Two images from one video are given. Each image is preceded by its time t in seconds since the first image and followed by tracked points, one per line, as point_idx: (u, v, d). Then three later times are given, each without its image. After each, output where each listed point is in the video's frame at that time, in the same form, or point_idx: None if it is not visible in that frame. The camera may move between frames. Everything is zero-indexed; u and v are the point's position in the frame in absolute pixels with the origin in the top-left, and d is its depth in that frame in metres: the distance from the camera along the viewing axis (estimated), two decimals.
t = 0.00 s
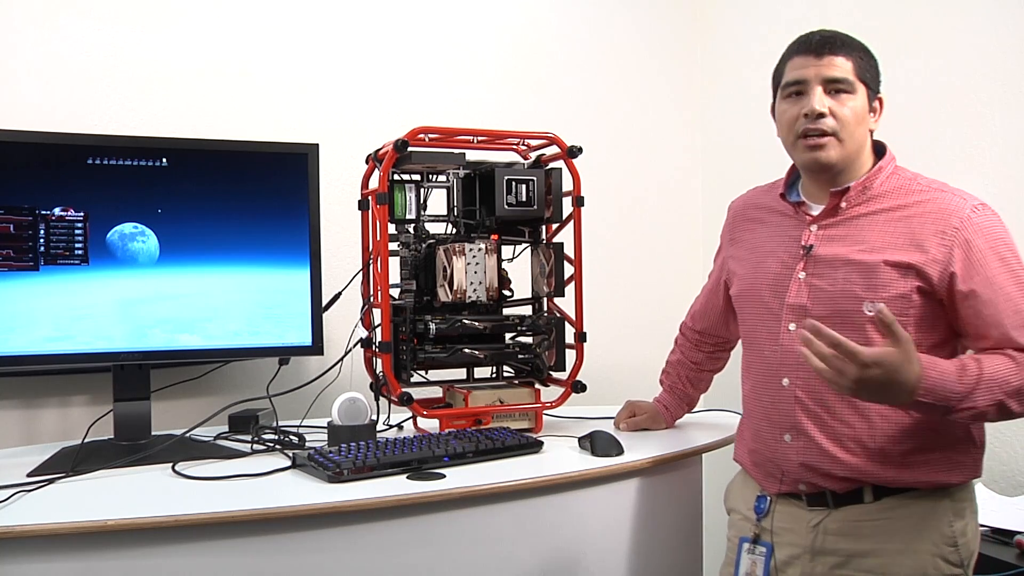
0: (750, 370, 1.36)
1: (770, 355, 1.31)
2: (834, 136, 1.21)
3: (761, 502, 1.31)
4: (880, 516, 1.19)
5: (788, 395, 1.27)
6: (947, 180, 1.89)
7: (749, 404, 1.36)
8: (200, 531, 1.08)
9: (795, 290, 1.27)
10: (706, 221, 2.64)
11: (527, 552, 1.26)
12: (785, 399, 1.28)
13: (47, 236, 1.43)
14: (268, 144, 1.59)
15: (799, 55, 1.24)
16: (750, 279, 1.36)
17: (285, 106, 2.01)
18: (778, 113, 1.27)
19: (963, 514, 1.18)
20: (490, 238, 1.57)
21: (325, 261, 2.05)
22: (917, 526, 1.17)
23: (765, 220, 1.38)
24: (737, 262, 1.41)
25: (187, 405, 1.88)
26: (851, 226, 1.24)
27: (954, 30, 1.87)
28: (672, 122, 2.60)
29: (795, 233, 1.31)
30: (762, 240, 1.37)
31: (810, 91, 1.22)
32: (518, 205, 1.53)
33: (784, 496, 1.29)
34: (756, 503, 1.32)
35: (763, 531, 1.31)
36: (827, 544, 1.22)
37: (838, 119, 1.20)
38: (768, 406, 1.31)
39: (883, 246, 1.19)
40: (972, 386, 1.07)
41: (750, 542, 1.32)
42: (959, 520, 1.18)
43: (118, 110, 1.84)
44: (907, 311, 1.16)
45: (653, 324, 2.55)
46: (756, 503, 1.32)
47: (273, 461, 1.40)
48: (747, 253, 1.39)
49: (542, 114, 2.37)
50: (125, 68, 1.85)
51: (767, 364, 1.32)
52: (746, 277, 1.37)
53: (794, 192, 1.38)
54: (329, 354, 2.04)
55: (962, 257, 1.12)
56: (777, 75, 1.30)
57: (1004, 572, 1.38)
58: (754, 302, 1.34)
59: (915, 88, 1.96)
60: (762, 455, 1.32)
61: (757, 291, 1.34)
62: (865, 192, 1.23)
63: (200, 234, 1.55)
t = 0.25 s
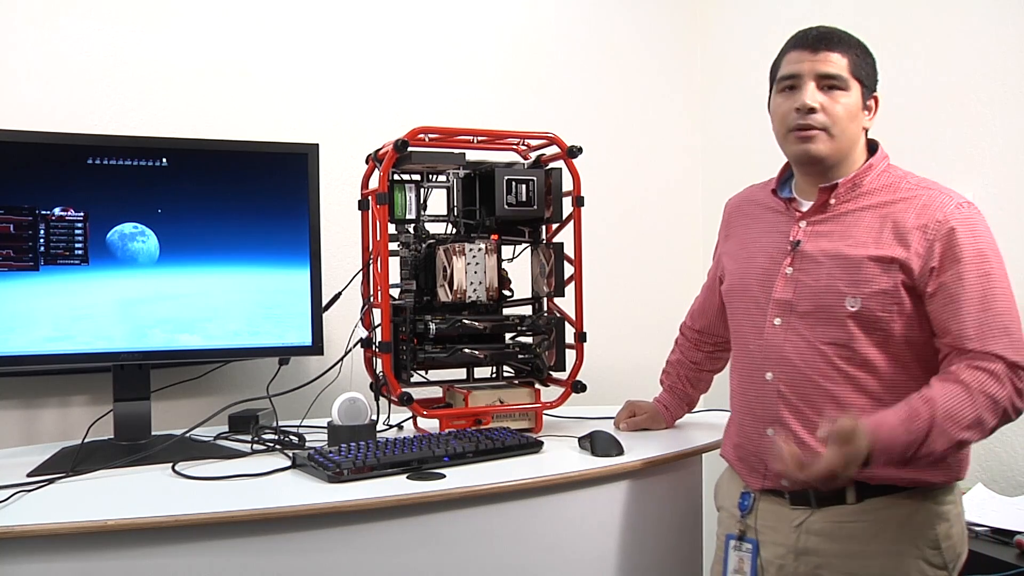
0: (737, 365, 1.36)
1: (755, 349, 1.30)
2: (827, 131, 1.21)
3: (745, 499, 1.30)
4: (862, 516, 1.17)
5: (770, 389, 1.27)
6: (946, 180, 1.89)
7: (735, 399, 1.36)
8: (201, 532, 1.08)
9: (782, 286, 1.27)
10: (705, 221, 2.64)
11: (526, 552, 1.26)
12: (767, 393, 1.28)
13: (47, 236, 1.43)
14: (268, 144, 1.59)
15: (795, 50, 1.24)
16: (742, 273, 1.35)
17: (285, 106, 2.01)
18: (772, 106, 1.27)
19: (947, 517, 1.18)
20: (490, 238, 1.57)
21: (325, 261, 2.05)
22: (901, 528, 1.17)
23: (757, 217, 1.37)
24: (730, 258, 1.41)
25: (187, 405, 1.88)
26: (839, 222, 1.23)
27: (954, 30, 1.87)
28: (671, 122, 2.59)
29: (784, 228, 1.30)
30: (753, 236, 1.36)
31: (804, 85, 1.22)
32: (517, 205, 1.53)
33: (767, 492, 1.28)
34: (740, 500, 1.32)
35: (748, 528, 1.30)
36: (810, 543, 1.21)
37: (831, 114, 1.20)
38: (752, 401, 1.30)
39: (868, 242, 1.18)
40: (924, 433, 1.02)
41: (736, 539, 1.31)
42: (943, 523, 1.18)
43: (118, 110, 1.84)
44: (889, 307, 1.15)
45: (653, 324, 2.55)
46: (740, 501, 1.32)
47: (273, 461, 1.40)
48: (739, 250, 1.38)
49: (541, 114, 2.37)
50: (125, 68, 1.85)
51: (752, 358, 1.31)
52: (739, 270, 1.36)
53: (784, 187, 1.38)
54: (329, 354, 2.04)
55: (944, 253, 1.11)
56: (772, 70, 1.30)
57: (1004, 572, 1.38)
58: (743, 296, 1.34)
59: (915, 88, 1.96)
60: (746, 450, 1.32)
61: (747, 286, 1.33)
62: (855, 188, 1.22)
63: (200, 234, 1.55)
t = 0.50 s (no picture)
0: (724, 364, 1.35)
1: (740, 349, 1.30)
2: (811, 133, 1.20)
3: (732, 498, 1.31)
4: (843, 520, 1.17)
5: (754, 389, 1.26)
6: (947, 180, 1.89)
7: (721, 397, 1.35)
8: (201, 532, 1.08)
9: (770, 285, 1.26)
10: (705, 220, 2.64)
11: (525, 552, 1.26)
12: (751, 392, 1.27)
13: (47, 236, 1.43)
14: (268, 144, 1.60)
15: (792, 47, 1.23)
16: (732, 274, 1.35)
17: (286, 106, 2.01)
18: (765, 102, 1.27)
19: (929, 520, 1.17)
20: (490, 238, 1.57)
21: (325, 261, 2.05)
22: (881, 529, 1.16)
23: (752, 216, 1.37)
24: (723, 257, 1.40)
25: (187, 405, 1.88)
26: (832, 223, 1.22)
27: (954, 30, 1.87)
28: (671, 122, 2.59)
29: (776, 228, 1.30)
30: (745, 236, 1.36)
31: (795, 85, 1.21)
32: (517, 205, 1.53)
33: (751, 493, 1.28)
34: (727, 499, 1.32)
35: (734, 527, 1.31)
36: (792, 545, 1.21)
37: (816, 117, 1.19)
38: (737, 400, 1.30)
39: (857, 244, 1.17)
40: (918, 434, 1.07)
41: (724, 537, 1.33)
42: (925, 526, 1.17)
43: (118, 111, 1.84)
44: (877, 310, 1.14)
45: (653, 324, 2.55)
46: (727, 500, 1.32)
47: (273, 461, 1.40)
48: (732, 247, 1.39)
49: (541, 114, 2.37)
50: (125, 68, 1.85)
51: (737, 356, 1.31)
52: (731, 269, 1.35)
53: (778, 186, 1.38)
54: (329, 354, 2.04)
55: (936, 262, 1.11)
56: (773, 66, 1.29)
57: (1004, 572, 1.38)
58: (733, 296, 1.34)
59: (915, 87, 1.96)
60: (731, 449, 1.31)
61: (738, 286, 1.33)
62: (847, 189, 1.22)
63: (200, 234, 1.55)
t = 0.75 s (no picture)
0: (725, 367, 1.33)
1: (745, 353, 1.27)
2: (819, 137, 1.18)
3: (733, 502, 1.29)
4: (852, 520, 1.16)
5: (761, 392, 1.25)
6: (946, 180, 1.89)
7: (722, 400, 1.33)
8: (201, 531, 1.08)
9: (771, 287, 1.24)
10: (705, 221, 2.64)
11: (525, 552, 1.26)
12: (758, 396, 1.25)
13: (47, 236, 1.43)
14: (268, 144, 1.60)
15: (793, 49, 1.20)
16: (727, 276, 1.33)
17: (286, 106, 2.01)
18: (766, 105, 1.23)
19: (935, 517, 1.16)
20: (490, 238, 1.57)
21: (325, 262, 2.05)
22: (889, 528, 1.14)
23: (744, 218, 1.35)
24: (716, 258, 1.38)
25: (187, 405, 1.88)
26: (831, 224, 1.20)
27: (954, 30, 1.87)
28: (671, 122, 2.59)
29: (772, 229, 1.28)
30: (741, 237, 1.33)
31: (800, 89, 1.18)
32: (517, 205, 1.53)
33: (757, 497, 1.26)
34: (728, 503, 1.30)
35: (736, 531, 1.29)
36: (799, 548, 1.19)
37: (825, 121, 1.17)
38: (742, 403, 1.28)
39: (860, 243, 1.16)
40: (917, 391, 1.06)
41: (725, 541, 1.31)
42: (932, 524, 1.15)
43: (118, 110, 1.84)
44: (883, 311, 1.13)
45: (653, 324, 2.55)
46: (728, 504, 1.30)
47: (273, 462, 1.40)
48: (726, 250, 1.36)
49: (541, 114, 2.37)
50: (124, 68, 1.85)
51: (740, 360, 1.28)
52: (727, 271, 1.33)
53: (771, 187, 1.35)
54: (329, 354, 2.04)
55: (940, 257, 1.10)
56: (768, 68, 1.26)
57: (1004, 572, 1.38)
58: (729, 300, 1.31)
59: (915, 87, 1.96)
60: (734, 453, 1.29)
61: (735, 291, 1.30)
62: (845, 189, 1.20)
63: (200, 234, 1.55)
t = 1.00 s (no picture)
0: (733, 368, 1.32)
1: (759, 354, 1.26)
2: (820, 136, 1.18)
3: (744, 503, 1.28)
4: (870, 518, 1.17)
5: (777, 394, 1.23)
6: (946, 180, 1.89)
7: (731, 400, 1.32)
8: (201, 532, 1.08)
9: (783, 287, 1.22)
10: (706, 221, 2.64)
11: (526, 552, 1.26)
12: (774, 397, 1.23)
13: (47, 236, 1.43)
14: (268, 144, 1.60)
15: (789, 49, 1.21)
16: (732, 277, 1.31)
17: (285, 106, 2.01)
18: (765, 106, 1.24)
19: (948, 513, 1.18)
20: (490, 238, 1.57)
21: (325, 262, 2.05)
22: (905, 525, 1.16)
23: (743, 218, 1.34)
24: (716, 260, 1.36)
25: (187, 405, 1.88)
26: (842, 223, 1.20)
27: (954, 30, 1.87)
28: (671, 122, 2.59)
29: (778, 230, 1.27)
30: (744, 237, 1.32)
31: (799, 87, 1.18)
32: (517, 205, 1.53)
33: (772, 500, 1.25)
34: (739, 505, 1.29)
35: (747, 533, 1.28)
36: (816, 547, 1.19)
37: (824, 120, 1.17)
38: (755, 403, 1.26)
39: (874, 243, 1.16)
40: (939, 404, 1.09)
41: (735, 544, 1.29)
42: (945, 520, 1.17)
43: (118, 110, 1.84)
44: (901, 308, 1.13)
45: (653, 323, 2.55)
46: (738, 505, 1.29)
47: (272, 462, 1.40)
48: (728, 250, 1.35)
49: (542, 114, 2.37)
50: (125, 68, 1.85)
51: (754, 362, 1.26)
52: (731, 273, 1.31)
53: (776, 187, 1.33)
54: (329, 354, 2.04)
55: (953, 258, 1.11)
56: (765, 67, 1.26)
57: (1004, 572, 1.38)
58: (736, 301, 1.30)
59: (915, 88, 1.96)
60: (747, 454, 1.28)
61: (741, 291, 1.29)
62: (852, 189, 1.21)
63: (200, 234, 1.55)
